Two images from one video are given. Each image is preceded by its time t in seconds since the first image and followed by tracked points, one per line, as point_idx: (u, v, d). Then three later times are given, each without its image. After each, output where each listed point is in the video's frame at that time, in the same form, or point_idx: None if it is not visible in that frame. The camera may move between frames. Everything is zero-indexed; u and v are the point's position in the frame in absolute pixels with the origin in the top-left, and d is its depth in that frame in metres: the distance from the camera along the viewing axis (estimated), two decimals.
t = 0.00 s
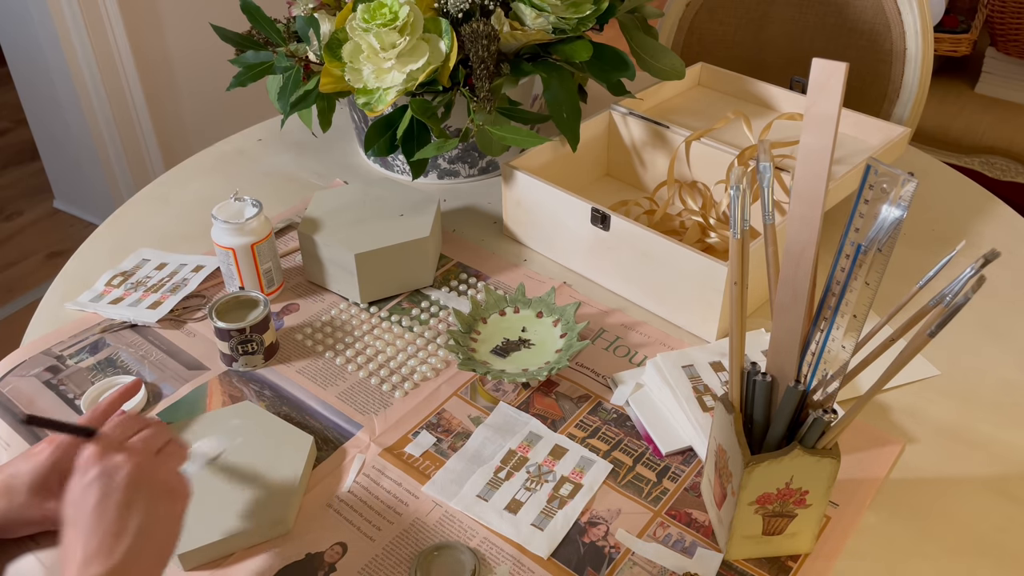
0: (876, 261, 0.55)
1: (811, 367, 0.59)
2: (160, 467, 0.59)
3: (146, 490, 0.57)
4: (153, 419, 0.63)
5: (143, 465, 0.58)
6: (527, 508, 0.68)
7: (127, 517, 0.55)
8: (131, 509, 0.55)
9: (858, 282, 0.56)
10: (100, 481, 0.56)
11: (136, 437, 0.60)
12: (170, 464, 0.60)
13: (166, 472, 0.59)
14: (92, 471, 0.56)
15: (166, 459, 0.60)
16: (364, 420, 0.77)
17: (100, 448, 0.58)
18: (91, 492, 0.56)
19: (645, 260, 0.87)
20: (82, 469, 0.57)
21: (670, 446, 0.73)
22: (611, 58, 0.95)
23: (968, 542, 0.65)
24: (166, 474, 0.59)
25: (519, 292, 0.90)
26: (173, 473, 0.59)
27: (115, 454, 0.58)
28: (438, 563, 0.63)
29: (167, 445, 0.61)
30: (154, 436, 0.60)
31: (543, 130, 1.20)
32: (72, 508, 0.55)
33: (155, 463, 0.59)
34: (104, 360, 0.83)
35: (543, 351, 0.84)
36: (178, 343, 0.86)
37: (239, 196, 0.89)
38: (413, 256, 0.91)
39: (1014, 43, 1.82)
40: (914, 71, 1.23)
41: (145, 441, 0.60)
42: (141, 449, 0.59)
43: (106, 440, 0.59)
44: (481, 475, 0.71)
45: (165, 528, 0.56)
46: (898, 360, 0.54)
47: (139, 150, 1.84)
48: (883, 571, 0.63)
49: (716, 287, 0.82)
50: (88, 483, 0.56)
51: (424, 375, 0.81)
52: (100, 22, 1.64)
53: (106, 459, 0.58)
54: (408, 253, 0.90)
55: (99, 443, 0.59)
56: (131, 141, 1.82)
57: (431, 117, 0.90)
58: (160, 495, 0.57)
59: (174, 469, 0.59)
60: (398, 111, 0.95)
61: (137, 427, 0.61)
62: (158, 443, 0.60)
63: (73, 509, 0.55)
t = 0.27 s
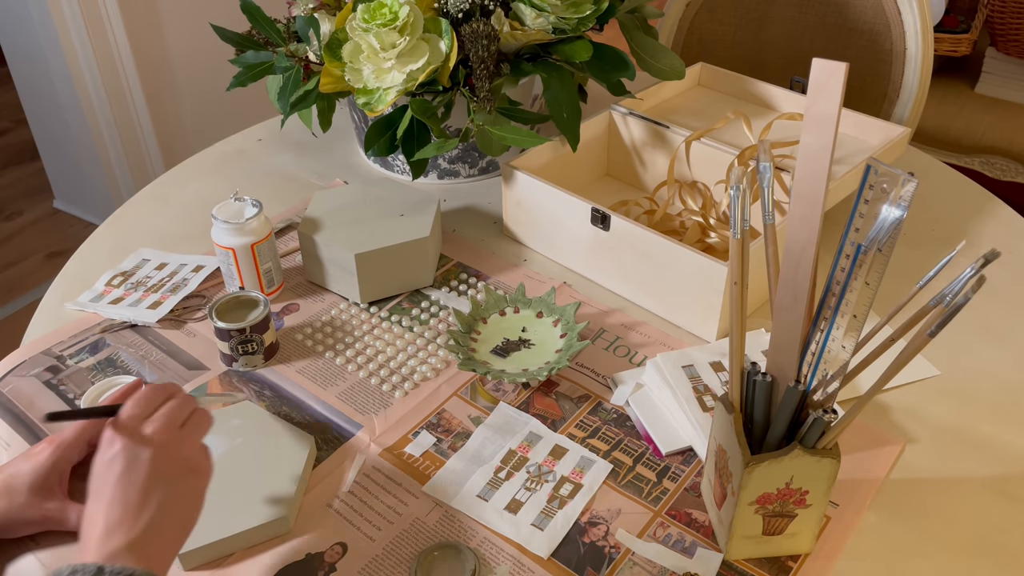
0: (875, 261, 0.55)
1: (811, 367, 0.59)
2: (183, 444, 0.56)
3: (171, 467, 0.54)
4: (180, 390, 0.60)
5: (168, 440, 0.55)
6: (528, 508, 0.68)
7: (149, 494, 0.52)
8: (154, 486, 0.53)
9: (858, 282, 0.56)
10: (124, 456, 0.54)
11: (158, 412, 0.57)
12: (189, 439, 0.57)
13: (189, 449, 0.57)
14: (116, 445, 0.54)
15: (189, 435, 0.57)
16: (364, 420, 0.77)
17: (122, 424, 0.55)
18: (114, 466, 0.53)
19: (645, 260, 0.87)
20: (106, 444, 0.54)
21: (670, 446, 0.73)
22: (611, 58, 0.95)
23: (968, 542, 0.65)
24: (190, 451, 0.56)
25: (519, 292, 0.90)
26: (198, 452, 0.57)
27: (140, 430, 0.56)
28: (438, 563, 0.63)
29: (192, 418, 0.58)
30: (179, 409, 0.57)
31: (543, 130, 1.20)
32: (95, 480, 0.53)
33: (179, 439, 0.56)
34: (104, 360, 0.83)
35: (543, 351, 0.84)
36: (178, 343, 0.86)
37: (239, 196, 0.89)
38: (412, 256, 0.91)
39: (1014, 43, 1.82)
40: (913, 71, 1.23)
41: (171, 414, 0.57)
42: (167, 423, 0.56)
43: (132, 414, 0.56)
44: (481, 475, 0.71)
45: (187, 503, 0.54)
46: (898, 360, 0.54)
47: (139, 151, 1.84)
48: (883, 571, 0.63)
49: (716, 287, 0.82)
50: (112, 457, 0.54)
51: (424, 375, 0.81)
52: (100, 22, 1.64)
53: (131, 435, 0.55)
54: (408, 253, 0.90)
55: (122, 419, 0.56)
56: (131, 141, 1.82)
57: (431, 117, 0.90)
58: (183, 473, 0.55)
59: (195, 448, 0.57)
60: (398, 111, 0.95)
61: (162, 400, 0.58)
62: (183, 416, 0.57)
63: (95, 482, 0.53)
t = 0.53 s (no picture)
0: (876, 261, 0.55)
1: (811, 367, 0.59)
2: (144, 460, 0.55)
3: (132, 487, 0.54)
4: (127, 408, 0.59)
5: (127, 459, 0.55)
6: (528, 508, 0.68)
7: (110, 518, 0.52)
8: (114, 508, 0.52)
9: (858, 282, 0.56)
10: (83, 477, 0.53)
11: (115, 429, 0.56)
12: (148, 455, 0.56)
13: (149, 465, 0.56)
14: (73, 467, 0.53)
15: (149, 451, 0.56)
16: (364, 420, 0.77)
17: (79, 442, 0.54)
18: (73, 489, 0.52)
19: (645, 260, 0.87)
20: (61, 465, 0.53)
21: (670, 446, 0.73)
22: (611, 58, 0.95)
23: (968, 542, 0.65)
24: (154, 465, 0.56)
25: (519, 292, 0.90)
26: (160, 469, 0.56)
27: (98, 447, 0.55)
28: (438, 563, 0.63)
29: (148, 436, 0.57)
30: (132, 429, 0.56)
31: (543, 130, 1.20)
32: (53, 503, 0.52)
33: (139, 456, 0.55)
34: (104, 360, 0.83)
35: (543, 351, 0.84)
36: (178, 343, 0.86)
37: (239, 196, 0.89)
38: (412, 256, 0.91)
39: (1014, 43, 1.82)
40: (913, 71, 1.23)
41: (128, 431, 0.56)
42: (124, 441, 0.55)
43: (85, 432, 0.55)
44: (481, 475, 0.71)
45: (154, 521, 0.54)
46: (898, 360, 0.54)
47: (139, 151, 1.84)
48: (883, 571, 0.63)
49: (716, 288, 0.82)
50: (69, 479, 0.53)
51: (424, 375, 0.81)
52: (100, 22, 1.64)
53: (89, 454, 0.54)
54: (408, 253, 0.90)
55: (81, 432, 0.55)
56: (131, 141, 1.82)
57: (431, 117, 0.90)
58: (145, 490, 0.54)
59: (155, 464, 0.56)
60: (398, 111, 0.95)
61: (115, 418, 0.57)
62: (141, 434, 0.57)
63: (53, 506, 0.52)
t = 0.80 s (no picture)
0: (876, 261, 0.55)
1: (811, 367, 0.59)
2: (141, 467, 0.57)
3: (127, 489, 0.55)
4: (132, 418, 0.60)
5: (124, 465, 0.56)
6: (527, 508, 0.68)
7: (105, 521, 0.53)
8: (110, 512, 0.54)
9: (858, 282, 0.56)
10: (81, 481, 0.55)
11: (115, 438, 0.58)
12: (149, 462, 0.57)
13: (148, 472, 0.57)
14: (72, 471, 0.55)
15: (148, 460, 0.57)
16: (364, 420, 0.77)
17: (82, 445, 0.57)
18: (72, 493, 0.54)
19: (645, 260, 0.87)
20: (61, 469, 0.55)
21: (670, 446, 0.73)
22: (611, 58, 0.94)
23: (968, 542, 0.65)
24: (151, 472, 0.57)
25: (519, 292, 0.90)
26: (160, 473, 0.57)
27: (96, 454, 0.56)
28: (438, 563, 0.63)
29: (149, 446, 0.58)
30: (134, 436, 0.58)
31: (543, 130, 1.20)
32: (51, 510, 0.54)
33: (136, 463, 0.57)
34: (104, 360, 0.83)
35: (543, 351, 0.84)
36: (178, 343, 0.86)
37: (239, 196, 0.89)
38: (412, 256, 0.91)
39: (1014, 43, 1.82)
40: (914, 71, 1.23)
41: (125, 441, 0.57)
42: (121, 448, 0.57)
43: (89, 434, 0.58)
44: (481, 475, 0.71)
45: (147, 527, 0.55)
46: (898, 360, 0.54)
47: (139, 151, 1.84)
48: (883, 571, 0.63)
49: (716, 288, 0.82)
50: (67, 482, 0.55)
51: (424, 375, 0.81)
52: (100, 22, 1.64)
53: (87, 460, 0.56)
54: (408, 253, 0.90)
55: (83, 439, 0.57)
56: (132, 142, 1.82)
57: (431, 117, 0.90)
58: (140, 496, 0.55)
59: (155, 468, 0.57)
60: (398, 111, 0.95)
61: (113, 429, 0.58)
62: (139, 443, 0.58)
63: (52, 511, 0.54)
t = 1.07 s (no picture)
0: (876, 261, 0.55)
1: (811, 367, 0.59)
2: (178, 447, 0.63)
3: (161, 468, 0.61)
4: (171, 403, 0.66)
5: (163, 445, 0.62)
6: (527, 508, 0.68)
7: (146, 495, 0.59)
8: (151, 486, 0.59)
9: (858, 282, 0.56)
10: (122, 457, 0.60)
11: (157, 419, 0.64)
12: (184, 445, 0.63)
13: (187, 449, 0.63)
14: (114, 448, 0.61)
15: (184, 440, 0.64)
16: (364, 420, 0.77)
17: (122, 426, 0.62)
18: (113, 465, 0.60)
19: (645, 260, 0.87)
20: (106, 444, 0.61)
21: (670, 446, 0.73)
22: (611, 58, 0.95)
23: (968, 542, 0.65)
24: (181, 455, 0.62)
25: (519, 292, 0.90)
26: (190, 459, 0.63)
27: (136, 435, 0.62)
28: (438, 563, 0.63)
29: (186, 427, 0.65)
30: (174, 416, 0.64)
31: (543, 130, 1.20)
32: (94, 483, 0.59)
33: (175, 444, 0.63)
34: (104, 360, 0.83)
35: (543, 351, 0.84)
36: (178, 343, 0.86)
37: (239, 196, 0.89)
38: (412, 256, 0.91)
39: (1014, 43, 1.82)
40: (914, 71, 1.23)
41: (164, 423, 0.63)
42: (163, 427, 0.63)
43: (129, 419, 0.63)
44: (481, 475, 0.71)
45: (170, 510, 0.59)
46: (898, 360, 0.54)
47: (139, 151, 1.84)
48: (883, 571, 0.63)
49: (716, 288, 0.82)
50: (111, 455, 0.60)
51: (424, 375, 0.81)
52: (100, 22, 1.64)
53: (128, 439, 0.62)
54: (408, 253, 0.90)
55: (121, 423, 0.62)
56: (132, 142, 1.82)
57: (431, 117, 0.90)
58: (175, 475, 0.61)
59: (188, 458, 0.63)
60: (398, 111, 0.95)
61: (155, 408, 0.64)
62: (178, 424, 0.64)
63: (96, 479, 0.60)
